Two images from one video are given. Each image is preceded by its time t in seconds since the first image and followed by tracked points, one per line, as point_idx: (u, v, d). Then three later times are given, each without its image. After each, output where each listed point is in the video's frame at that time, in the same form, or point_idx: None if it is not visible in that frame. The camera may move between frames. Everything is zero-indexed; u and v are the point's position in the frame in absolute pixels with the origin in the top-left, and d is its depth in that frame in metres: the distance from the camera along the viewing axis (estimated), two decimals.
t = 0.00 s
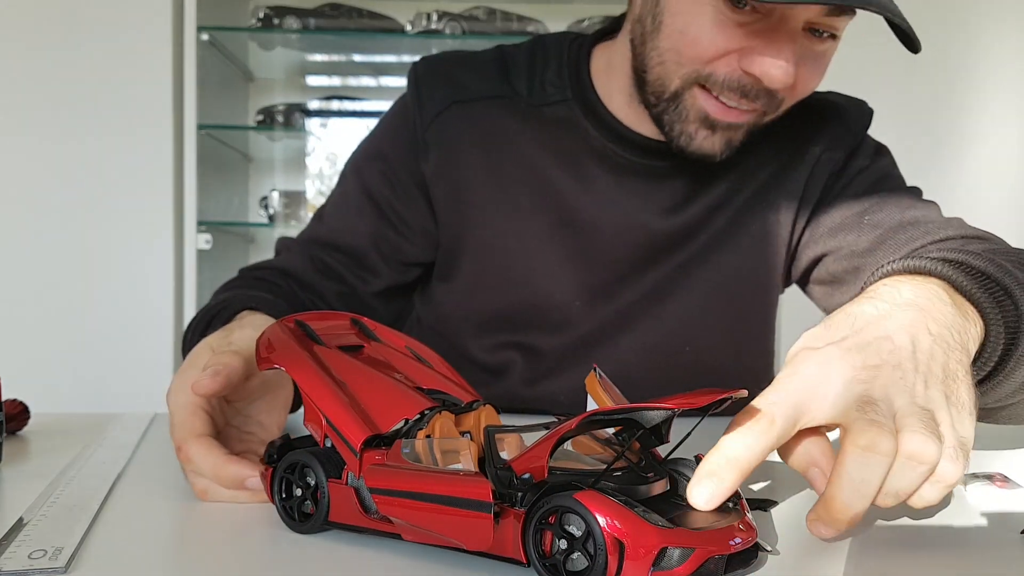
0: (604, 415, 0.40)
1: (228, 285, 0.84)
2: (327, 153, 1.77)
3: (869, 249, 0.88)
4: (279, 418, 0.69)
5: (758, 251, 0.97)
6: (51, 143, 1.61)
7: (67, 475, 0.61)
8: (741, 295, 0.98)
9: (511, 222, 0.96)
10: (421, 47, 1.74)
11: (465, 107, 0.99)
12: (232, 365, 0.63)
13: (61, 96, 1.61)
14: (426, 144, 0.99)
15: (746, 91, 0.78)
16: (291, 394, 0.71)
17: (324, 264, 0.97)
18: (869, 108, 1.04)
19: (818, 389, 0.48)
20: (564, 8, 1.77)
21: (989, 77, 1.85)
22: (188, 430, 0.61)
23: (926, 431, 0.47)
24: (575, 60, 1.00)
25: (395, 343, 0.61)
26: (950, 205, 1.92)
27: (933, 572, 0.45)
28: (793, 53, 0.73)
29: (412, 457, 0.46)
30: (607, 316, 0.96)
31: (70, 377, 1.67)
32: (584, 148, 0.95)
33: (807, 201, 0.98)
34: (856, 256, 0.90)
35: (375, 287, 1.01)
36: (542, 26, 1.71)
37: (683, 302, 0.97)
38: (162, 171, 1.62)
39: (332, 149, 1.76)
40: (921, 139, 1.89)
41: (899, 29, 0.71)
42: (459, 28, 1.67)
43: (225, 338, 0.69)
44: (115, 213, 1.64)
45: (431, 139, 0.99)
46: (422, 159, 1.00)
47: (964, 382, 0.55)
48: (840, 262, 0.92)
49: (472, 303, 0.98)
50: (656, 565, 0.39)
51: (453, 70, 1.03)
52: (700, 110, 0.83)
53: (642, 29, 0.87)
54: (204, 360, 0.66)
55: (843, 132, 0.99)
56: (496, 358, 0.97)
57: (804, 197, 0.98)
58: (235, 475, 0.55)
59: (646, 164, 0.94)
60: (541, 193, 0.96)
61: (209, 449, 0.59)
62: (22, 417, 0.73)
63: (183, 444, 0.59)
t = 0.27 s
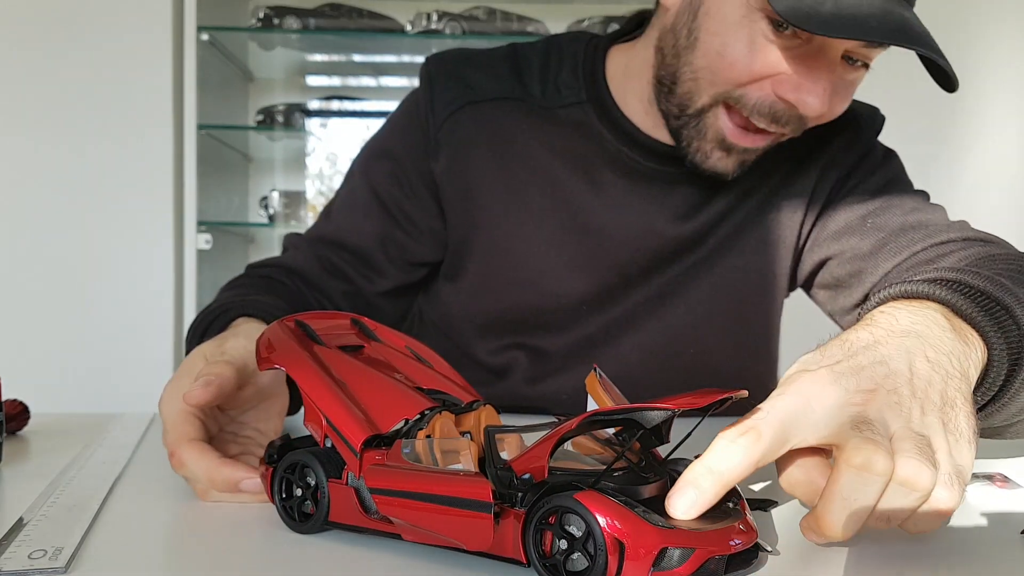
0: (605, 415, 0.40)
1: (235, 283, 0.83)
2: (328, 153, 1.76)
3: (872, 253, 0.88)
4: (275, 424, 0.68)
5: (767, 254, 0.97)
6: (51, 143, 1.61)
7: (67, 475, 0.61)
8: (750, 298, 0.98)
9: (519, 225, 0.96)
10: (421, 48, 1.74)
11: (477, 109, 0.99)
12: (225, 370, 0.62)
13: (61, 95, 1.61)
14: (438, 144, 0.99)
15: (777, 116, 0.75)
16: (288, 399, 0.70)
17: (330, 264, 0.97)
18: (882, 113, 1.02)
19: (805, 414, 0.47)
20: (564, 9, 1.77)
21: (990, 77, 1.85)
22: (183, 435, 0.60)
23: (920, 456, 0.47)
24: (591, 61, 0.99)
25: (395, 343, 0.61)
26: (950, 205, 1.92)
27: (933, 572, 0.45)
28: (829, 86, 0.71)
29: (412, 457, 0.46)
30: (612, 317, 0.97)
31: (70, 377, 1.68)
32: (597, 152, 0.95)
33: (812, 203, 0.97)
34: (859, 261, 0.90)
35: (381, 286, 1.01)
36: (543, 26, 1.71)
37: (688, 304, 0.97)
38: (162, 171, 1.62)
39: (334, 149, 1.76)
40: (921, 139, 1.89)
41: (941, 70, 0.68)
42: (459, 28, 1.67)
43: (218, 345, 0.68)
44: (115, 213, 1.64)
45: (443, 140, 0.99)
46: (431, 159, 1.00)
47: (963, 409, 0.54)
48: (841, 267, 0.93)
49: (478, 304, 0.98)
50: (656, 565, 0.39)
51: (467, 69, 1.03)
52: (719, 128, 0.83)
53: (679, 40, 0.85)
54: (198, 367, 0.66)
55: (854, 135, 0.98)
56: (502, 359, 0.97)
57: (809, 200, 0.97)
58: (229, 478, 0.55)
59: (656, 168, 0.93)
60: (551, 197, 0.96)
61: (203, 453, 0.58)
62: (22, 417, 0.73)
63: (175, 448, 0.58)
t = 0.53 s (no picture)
0: (604, 415, 0.40)
1: (238, 279, 0.83)
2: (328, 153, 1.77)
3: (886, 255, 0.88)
4: (271, 429, 0.68)
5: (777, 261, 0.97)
6: (51, 144, 1.61)
7: (67, 475, 0.61)
8: (756, 304, 0.98)
9: (533, 230, 0.95)
10: (421, 48, 1.74)
11: (492, 110, 0.97)
12: (220, 378, 0.61)
13: (61, 96, 1.61)
14: (450, 144, 0.97)
15: (798, 147, 0.74)
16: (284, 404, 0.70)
17: (336, 262, 0.94)
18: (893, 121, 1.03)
19: (835, 387, 0.49)
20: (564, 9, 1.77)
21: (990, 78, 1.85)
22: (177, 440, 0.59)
23: (952, 434, 0.50)
24: (608, 64, 0.98)
25: (396, 343, 0.61)
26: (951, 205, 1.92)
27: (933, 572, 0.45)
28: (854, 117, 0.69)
29: (412, 457, 0.46)
30: (617, 318, 0.98)
31: (70, 376, 1.68)
32: (611, 159, 0.94)
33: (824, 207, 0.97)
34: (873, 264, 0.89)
35: (387, 286, 0.98)
36: (543, 26, 1.70)
37: (693, 309, 0.97)
38: (162, 171, 1.62)
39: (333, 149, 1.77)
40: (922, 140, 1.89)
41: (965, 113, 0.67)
42: (459, 28, 1.67)
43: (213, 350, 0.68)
44: (115, 213, 1.64)
45: (455, 141, 0.97)
46: (442, 160, 0.98)
47: (998, 394, 0.56)
48: (854, 273, 0.93)
49: (485, 308, 0.98)
50: (656, 565, 0.39)
51: (482, 67, 1.01)
52: (746, 153, 0.81)
53: (706, 62, 0.83)
54: (192, 373, 0.65)
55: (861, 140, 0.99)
56: (507, 361, 0.99)
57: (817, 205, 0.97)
58: (221, 485, 0.55)
59: (670, 179, 0.92)
60: (563, 203, 0.95)
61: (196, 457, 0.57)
62: (22, 417, 0.73)
63: (167, 453, 0.57)
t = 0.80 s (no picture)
0: (604, 415, 0.40)
1: (241, 273, 0.83)
2: (328, 153, 1.76)
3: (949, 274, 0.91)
4: (271, 429, 0.68)
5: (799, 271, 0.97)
6: (52, 144, 1.61)
7: (67, 476, 0.61)
8: (766, 311, 0.97)
9: (545, 237, 0.94)
10: (421, 48, 1.74)
11: (508, 115, 0.96)
12: (221, 383, 0.61)
13: (61, 95, 1.61)
14: (463, 148, 0.96)
15: (812, 168, 0.74)
16: (284, 404, 0.70)
17: (339, 260, 0.94)
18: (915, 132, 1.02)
19: None
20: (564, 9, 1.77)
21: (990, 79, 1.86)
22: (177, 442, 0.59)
23: None
24: (625, 70, 0.97)
25: (395, 343, 0.61)
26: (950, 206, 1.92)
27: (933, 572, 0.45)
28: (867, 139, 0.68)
29: (412, 457, 0.46)
30: (624, 322, 0.97)
31: (69, 376, 1.67)
32: (625, 167, 0.93)
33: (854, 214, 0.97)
34: (931, 282, 0.92)
35: (388, 287, 0.97)
36: (543, 26, 1.70)
37: (704, 316, 0.96)
38: (162, 171, 1.62)
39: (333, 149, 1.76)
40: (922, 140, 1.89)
41: (982, 149, 0.65)
42: (459, 28, 1.67)
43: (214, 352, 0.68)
44: (115, 213, 1.64)
45: (469, 144, 0.96)
46: (456, 161, 0.97)
47: None
48: (904, 290, 0.96)
49: (493, 313, 0.98)
50: (656, 565, 0.39)
51: (497, 69, 1.00)
52: (758, 173, 0.80)
53: (722, 75, 0.82)
54: (192, 375, 0.65)
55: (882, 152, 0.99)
56: (514, 367, 0.99)
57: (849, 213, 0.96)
58: (221, 487, 0.55)
59: (688, 190, 0.93)
60: (577, 210, 0.94)
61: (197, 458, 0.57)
62: (23, 418, 0.73)
63: (167, 454, 0.57)
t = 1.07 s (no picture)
0: (602, 414, 0.41)
1: (254, 265, 0.84)
2: (330, 154, 1.75)
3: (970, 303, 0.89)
4: (274, 429, 0.68)
5: (817, 291, 0.95)
6: (54, 144, 1.62)
7: (70, 475, 0.62)
8: (781, 323, 0.95)
9: (561, 245, 0.91)
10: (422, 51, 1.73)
11: (526, 120, 0.92)
12: (223, 385, 0.61)
13: (64, 97, 1.61)
14: (479, 153, 0.93)
15: (831, 174, 0.69)
16: (287, 404, 0.71)
17: (350, 259, 0.92)
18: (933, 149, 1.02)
19: None
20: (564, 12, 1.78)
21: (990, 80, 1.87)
22: (176, 443, 0.59)
23: None
24: (647, 74, 0.93)
25: (397, 343, 0.61)
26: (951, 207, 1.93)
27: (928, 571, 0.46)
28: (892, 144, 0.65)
29: (413, 456, 0.47)
30: (637, 332, 0.95)
31: (71, 376, 1.68)
32: (643, 177, 0.89)
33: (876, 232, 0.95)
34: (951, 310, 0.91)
35: (397, 287, 0.96)
36: (542, 29, 1.71)
37: (718, 328, 0.94)
38: (164, 173, 1.63)
39: (334, 150, 1.75)
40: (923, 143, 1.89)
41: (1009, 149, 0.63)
42: (460, 31, 1.67)
43: (217, 355, 0.67)
44: (117, 213, 1.64)
45: (485, 149, 0.93)
46: (470, 168, 0.93)
47: None
48: (920, 316, 0.94)
49: (505, 320, 0.96)
50: (655, 563, 0.40)
51: (516, 70, 0.96)
52: (778, 182, 0.76)
53: (742, 81, 0.79)
54: (196, 377, 0.65)
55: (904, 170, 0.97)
56: (524, 372, 0.97)
57: (870, 232, 0.94)
58: (222, 487, 0.55)
59: (709, 203, 0.88)
60: (593, 219, 0.91)
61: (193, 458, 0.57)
62: (26, 417, 0.74)
63: (168, 455, 0.58)
